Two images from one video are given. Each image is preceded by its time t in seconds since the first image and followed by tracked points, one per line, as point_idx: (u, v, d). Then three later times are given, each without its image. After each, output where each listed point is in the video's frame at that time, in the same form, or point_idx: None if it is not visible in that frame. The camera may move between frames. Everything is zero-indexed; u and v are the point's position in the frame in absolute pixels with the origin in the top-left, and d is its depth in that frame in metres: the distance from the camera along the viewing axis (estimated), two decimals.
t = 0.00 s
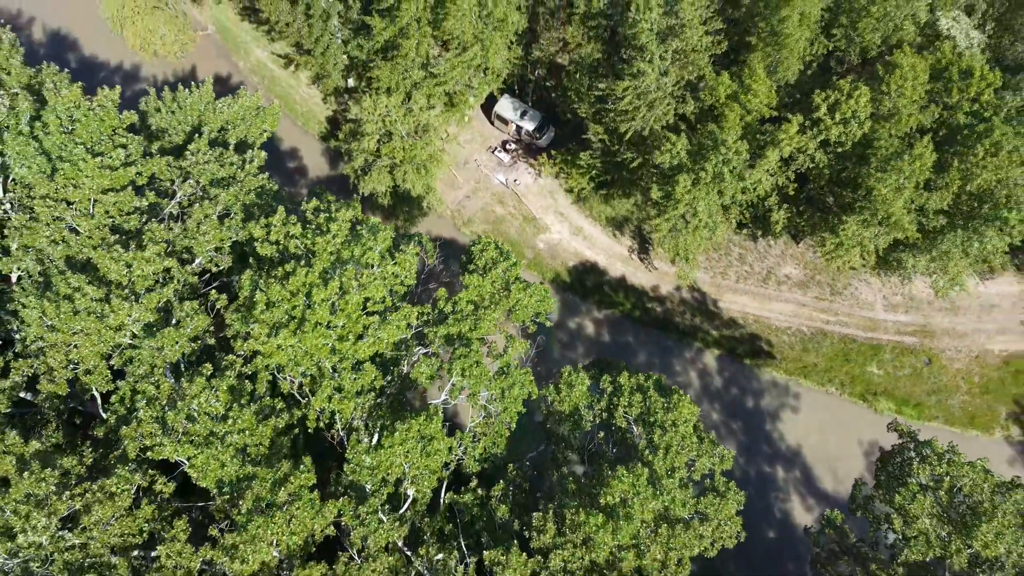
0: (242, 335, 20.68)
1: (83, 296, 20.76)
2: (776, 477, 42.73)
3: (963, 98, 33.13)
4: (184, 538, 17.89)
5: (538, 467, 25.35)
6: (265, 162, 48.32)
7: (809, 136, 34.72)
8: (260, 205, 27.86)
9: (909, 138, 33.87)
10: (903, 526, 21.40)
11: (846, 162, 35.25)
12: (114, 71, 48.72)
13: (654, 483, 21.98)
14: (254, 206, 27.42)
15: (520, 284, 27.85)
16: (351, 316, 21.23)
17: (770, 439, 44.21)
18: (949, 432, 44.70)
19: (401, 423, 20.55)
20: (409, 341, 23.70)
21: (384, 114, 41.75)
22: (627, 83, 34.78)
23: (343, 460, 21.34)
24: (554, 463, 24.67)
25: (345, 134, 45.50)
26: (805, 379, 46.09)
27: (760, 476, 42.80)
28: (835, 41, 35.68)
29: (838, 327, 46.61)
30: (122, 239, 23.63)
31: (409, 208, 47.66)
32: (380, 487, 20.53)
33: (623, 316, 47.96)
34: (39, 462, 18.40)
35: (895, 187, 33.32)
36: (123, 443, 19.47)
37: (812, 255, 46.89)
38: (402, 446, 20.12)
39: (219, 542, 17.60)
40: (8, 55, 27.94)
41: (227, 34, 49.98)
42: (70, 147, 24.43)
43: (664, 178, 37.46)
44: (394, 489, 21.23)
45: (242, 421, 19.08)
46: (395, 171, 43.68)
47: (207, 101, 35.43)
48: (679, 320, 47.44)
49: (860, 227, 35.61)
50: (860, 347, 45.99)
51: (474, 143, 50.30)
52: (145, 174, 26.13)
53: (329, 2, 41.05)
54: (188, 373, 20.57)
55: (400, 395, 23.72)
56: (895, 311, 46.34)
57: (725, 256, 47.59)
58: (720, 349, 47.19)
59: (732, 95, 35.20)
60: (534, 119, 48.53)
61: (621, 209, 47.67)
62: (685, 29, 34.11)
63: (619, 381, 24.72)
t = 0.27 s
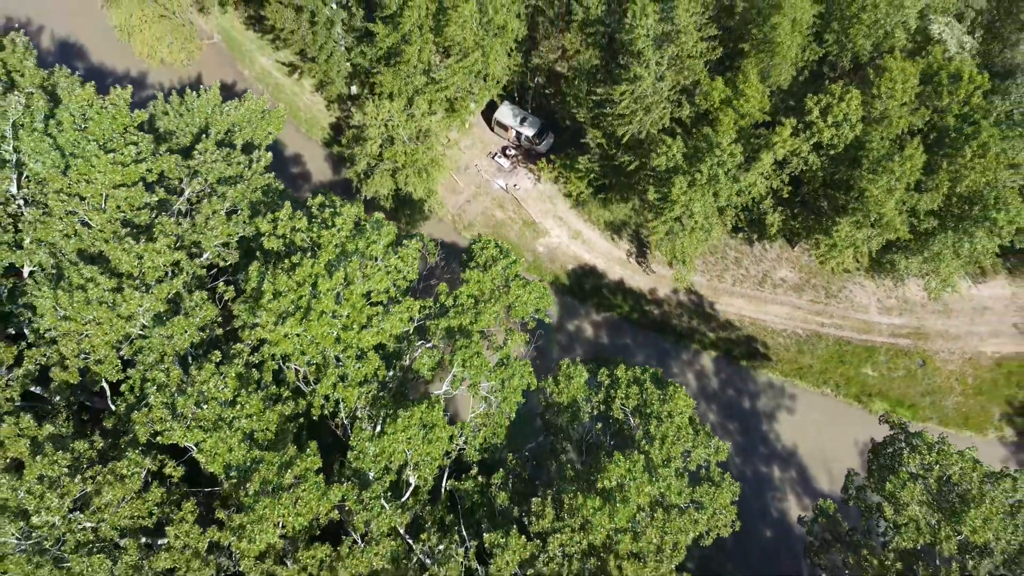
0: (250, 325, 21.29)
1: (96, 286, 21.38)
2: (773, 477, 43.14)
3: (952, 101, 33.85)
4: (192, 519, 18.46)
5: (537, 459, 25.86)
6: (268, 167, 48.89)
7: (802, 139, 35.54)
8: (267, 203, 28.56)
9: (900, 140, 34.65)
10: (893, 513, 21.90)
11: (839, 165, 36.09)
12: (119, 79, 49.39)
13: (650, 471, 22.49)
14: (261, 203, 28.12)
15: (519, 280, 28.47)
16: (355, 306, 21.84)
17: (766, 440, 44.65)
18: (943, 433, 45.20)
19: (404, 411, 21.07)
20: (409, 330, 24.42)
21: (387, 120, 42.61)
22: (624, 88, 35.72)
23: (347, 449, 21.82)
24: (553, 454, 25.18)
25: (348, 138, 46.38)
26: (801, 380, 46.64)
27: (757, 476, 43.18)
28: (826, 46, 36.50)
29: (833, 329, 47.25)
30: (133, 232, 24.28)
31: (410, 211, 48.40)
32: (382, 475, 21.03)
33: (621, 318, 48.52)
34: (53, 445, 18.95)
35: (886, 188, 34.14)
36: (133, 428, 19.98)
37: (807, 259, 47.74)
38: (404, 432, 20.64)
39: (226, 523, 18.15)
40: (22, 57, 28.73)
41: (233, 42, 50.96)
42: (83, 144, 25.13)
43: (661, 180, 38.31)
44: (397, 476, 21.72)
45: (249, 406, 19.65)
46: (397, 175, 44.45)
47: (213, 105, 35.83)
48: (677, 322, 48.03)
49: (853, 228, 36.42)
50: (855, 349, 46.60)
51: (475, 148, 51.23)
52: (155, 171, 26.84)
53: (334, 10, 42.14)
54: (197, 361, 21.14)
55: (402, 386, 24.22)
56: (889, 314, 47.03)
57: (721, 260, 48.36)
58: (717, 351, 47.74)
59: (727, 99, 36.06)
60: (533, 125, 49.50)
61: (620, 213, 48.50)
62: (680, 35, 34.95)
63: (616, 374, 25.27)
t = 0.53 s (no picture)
0: (258, 314, 21.94)
1: (108, 277, 22.06)
2: (770, 476, 43.54)
3: (942, 104, 34.64)
4: (201, 501, 19.01)
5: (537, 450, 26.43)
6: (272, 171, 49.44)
7: (796, 142, 36.39)
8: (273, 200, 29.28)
9: (891, 143, 35.46)
10: (884, 500, 22.43)
11: (831, 167, 36.95)
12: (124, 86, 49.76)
13: (646, 459, 23.08)
14: (267, 200, 28.84)
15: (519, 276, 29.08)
16: (360, 297, 22.50)
17: (763, 440, 45.08)
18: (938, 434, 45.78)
19: (407, 398, 21.65)
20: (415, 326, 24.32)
21: (389, 125, 43.24)
22: (621, 92, 36.66)
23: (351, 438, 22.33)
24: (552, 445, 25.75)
25: (351, 142, 47.30)
26: (796, 382, 47.20)
27: (754, 476, 43.54)
28: (819, 51, 37.38)
29: (828, 331, 47.90)
30: (144, 226, 24.97)
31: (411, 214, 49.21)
32: (385, 463, 21.52)
33: (620, 320, 49.08)
34: (67, 428, 19.53)
35: (878, 190, 35.00)
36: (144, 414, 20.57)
37: (803, 262, 48.48)
38: (407, 419, 21.18)
39: (234, 504, 18.74)
40: (35, 59, 29.59)
41: (238, 51, 52.14)
42: (95, 142, 25.88)
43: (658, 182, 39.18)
44: (399, 463, 22.28)
45: (256, 392, 20.26)
46: (399, 179, 45.23)
47: (220, 107, 35.82)
48: (674, 324, 48.66)
49: (846, 230, 37.27)
50: (850, 351, 47.24)
51: (475, 154, 52.12)
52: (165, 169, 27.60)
53: (338, 17, 43.17)
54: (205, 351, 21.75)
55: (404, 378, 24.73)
56: (884, 316, 47.72)
57: (718, 263, 49.10)
58: (714, 353, 48.29)
59: (722, 103, 36.96)
60: (533, 131, 50.47)
61: (618, 217, 49.39)
62: (676, 41, 35.85)
63: (614, 366, 25.87)
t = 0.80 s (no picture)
0: (265, 304, 22.60)
1: (120, 268, 22.79)
2: (766, 476, 43.81)
3: (931, 108, 35.60)
4: (209, 484, 19.58)
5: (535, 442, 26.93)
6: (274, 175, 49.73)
7: (789, 145, 37.29)
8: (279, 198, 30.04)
9: (882, 145, 36.37)
10: (874, 488, 22.95)
11: (824, 169, 37.82)
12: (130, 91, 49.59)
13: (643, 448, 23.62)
14: (273, 197, 29.57)
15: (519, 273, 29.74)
16: (365, 287, 23.25)
17: (759, 440, 45.42)
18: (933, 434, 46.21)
19: (409, 387, 22.22)
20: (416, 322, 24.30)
21: (391, 129, 43.92)
22: (619, 96, 37.66)
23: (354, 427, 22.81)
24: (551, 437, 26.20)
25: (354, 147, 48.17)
26: (792, 383, 47.65)
27: (751, 476, 43.78)
28: (811, 57, 38.41)
29: (823, 333, 48.63)
30: (154, 221, 25.66)
31: (412, 217, 49.95)
32: (388, 450, 22.06)
33: (618, 323, 49.26)
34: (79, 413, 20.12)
35: (870, 191, 35.83)
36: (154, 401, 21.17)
37: (797, 265, 49.62)
38: (410, 406, 21.77)
39: (240, 487, 19.32)
40: (49, 61, 30.49)
41: (243, 59, 53.04)
42: (107, 139, 26.65)
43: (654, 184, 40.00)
44: (402, 452, 22.79)
45: (263, 378, 20.93)
46: (401, 182, 45.92)
47: (226, 110, 35.60)
48: (671, 326, 49.23)
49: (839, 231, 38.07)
50: (844, 353, 47.91)
51: (476, 159, 53.10)
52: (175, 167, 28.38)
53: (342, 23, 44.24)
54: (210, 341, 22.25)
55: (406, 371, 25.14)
56: (877, 319, 48.56)
57: (714, 267, 49.99)
58: (710, 354, 48.78)
59: (716, 107, 37.91)
60: (532, 138, 51.62)
61: (616, 222, 50.31)
62: (671, 47, 36.90)
63: (611, 359, 26.48)
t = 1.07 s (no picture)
0: (271, 295, 23.28)
1: (132, 260, 23.54)
2: (762, 476, 44.17)
3: (921, 112, 36.49)
4: (217, 468, 20.14)
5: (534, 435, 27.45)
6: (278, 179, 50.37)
7: (782, 148, 38.18)
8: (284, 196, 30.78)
9: (873, 149, 37.25)
10: (865, 477, 23.42)
11: (817, 172, 38.71)
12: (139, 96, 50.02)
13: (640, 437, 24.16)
14: (279, 195, 30.30)
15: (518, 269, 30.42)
16: (370, 278, 24.08)
17: (756, 441, 45.83)
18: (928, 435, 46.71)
19: (411, 375, 22.81)
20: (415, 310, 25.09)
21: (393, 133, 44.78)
22: (616, 100, 38.63)
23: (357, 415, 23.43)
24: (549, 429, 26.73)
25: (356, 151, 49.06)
26: (788, 384, 48.19)
27: (747, 475, 44.14)
28: (804, 62, 39.36)
29: (819, 336, 49.27)
30: (164, 216, 26.44)
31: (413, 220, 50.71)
32: (390, 438, 22.57)
33: (616, 325, 49.88)
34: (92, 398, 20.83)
35: (861, 193, 36.68)
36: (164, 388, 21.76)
37: (792, 269, 50.44)
38: (412, 394, 22.34)
39: (248, 471, 19.90)
40: (62, 64, 31.43)
41: (248, 68, 54.34)
42: (118, 138, 27.50)
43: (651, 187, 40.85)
44: (404, 440, 23.32)
45: (270, 365, 21.72)
46: (402, 186, 46.55)
47: (233, 114, 35.42)
48: (668, 329, 49.83)
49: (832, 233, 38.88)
50: (839, 355, 48.55)
51: (476, 165, 54.06)
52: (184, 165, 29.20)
53: (344, 34, 45.55)
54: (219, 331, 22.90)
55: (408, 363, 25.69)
56: (871, 322, 49.24)
57: (711, 270, 50.77)
58: (707, 356, 49.29)
59: (711, 111, 38.86)
60: (531, 143, 52.62)
61: (614, 225, 51.10)
62: (666, 53, 37.93)
63: (608, 353, 27.07)
